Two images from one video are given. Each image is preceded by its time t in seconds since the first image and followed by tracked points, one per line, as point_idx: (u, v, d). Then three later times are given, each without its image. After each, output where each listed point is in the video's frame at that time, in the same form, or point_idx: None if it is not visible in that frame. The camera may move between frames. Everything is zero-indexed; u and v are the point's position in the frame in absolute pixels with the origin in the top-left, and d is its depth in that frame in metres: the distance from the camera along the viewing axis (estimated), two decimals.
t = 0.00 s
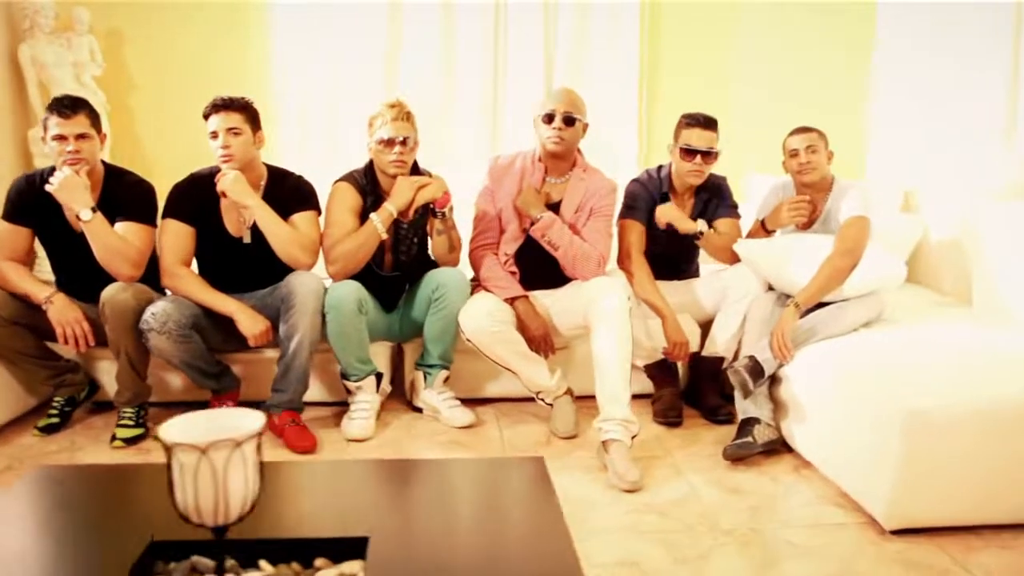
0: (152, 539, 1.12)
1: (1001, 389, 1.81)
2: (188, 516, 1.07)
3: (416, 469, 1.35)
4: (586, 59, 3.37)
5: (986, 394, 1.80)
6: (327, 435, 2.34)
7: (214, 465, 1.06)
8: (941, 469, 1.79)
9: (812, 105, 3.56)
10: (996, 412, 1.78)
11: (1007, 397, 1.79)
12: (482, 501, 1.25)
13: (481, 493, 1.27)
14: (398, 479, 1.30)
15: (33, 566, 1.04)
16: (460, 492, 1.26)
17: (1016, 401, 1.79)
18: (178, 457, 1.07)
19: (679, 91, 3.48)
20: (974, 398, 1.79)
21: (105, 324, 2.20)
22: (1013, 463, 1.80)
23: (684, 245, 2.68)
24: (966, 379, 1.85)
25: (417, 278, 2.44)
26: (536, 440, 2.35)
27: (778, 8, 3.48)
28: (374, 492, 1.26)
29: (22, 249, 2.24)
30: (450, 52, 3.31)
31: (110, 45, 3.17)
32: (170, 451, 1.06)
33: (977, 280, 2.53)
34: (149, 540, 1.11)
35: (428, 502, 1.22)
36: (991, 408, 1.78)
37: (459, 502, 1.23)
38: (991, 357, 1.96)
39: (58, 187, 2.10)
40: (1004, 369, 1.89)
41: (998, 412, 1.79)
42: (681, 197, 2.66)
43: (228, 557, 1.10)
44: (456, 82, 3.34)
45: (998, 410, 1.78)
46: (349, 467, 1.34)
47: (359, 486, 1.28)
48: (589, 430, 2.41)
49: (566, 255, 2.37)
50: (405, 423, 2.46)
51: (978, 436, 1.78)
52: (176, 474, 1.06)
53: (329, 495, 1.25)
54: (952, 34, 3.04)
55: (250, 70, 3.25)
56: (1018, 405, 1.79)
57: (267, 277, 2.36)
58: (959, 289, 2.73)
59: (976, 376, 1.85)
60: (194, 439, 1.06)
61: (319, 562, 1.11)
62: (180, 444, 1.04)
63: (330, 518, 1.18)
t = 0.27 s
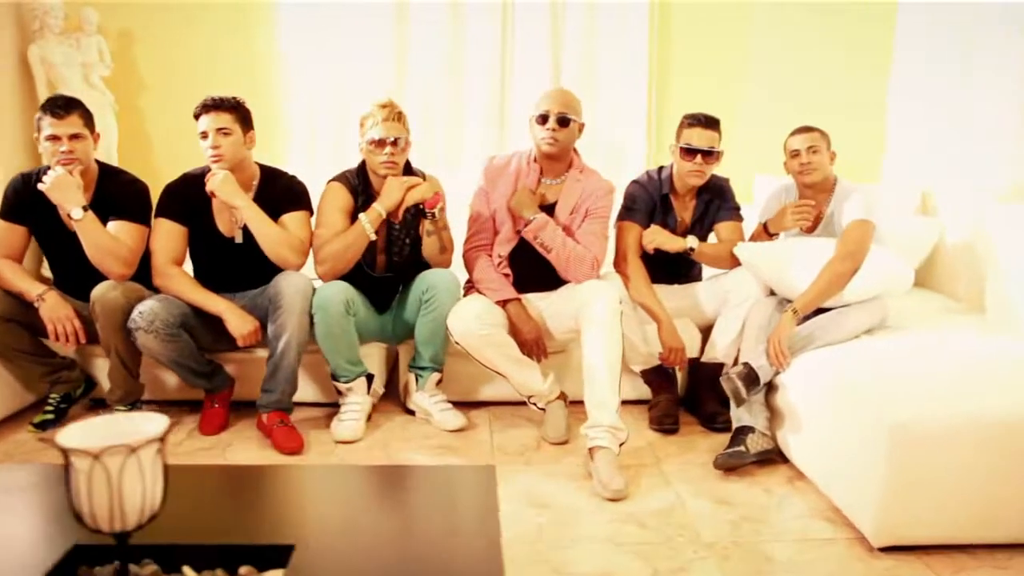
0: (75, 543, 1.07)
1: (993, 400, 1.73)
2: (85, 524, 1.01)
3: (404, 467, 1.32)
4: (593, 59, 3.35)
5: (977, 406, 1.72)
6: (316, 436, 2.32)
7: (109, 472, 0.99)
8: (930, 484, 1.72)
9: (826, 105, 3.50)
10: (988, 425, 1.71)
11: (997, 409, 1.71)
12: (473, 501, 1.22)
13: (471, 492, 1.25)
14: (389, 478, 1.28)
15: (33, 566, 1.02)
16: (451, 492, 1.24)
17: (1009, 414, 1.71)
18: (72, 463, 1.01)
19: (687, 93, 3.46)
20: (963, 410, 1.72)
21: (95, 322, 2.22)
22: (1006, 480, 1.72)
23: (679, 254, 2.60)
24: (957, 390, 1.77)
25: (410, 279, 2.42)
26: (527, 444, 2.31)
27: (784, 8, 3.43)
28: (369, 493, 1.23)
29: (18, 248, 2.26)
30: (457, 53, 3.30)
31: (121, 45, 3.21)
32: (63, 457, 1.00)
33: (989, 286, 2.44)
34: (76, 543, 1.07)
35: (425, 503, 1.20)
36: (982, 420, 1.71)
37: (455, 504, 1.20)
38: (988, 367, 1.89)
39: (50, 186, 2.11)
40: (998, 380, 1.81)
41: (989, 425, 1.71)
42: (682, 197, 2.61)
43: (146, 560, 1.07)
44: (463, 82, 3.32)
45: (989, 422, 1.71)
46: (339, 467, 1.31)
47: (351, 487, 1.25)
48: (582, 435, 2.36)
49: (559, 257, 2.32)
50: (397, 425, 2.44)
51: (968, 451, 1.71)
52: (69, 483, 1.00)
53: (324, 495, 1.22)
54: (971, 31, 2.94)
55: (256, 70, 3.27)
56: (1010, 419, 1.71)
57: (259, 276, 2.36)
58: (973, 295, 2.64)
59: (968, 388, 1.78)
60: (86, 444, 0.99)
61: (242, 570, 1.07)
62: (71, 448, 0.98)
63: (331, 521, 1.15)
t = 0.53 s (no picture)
0: None
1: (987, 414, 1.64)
2: None
3: (398, 471, 1.30)
4: (606, 59, 3.31)
5: (970, 421, 1.63)
6: (309, 435, 2.32)
7: None
8: (920, 501, 1.63)
9: (847, 106, 3.41)
10: (982, 440, 1.61)
11: (990, 424, 1.62)
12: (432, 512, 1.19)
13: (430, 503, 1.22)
14: (372, 482, 1.25)
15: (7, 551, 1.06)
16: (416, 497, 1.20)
17: (1005, 429, 1.61)
18: None
19: (702, 96, 3.43)
20: (954, 424, 1.63)
21: (93, 319, 2.25)
22: (1000, 500, 1.63)
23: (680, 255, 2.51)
24: (951, 403, 1.68)
25: (406, 279, 2.41)
26: (519, 448, 2.27)
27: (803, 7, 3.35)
28: (362, 494, 1.21)
29: (22, 244, 2.31)
30: (469, 53, 3.29)
31: (139, 46, 3.27)
32: None
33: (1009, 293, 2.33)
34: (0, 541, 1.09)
35: (404, 504, 1.17)
36: (974, 435, 1.61)
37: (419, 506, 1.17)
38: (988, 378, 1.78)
39: (48, 184, 2.15)
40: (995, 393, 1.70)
41: (983, 441, 1.61)
42: (687, 198, 2.55)
43: (69, 557, 1.06)
44: (474, 83, 3.31)
45: (982, 438, 1.61)
46: (336, 468, 1.29)
47: (336, 489, 1.22)
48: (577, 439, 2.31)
49: (553, 258, 2.28)
50: (391, 425, 2.43)
51: (960, 467, 1.62)
52: None
53: (321, 497, 1.19)
54: (994, 27, 2.82)
55: (269, 71, 3.31)
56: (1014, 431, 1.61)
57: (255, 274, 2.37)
58: (995, 302, 2.52)
59: (961, 400, 1.69)
60: None
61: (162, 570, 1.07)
62: None
63: (325, 523, 1.13)
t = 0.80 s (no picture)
0: None
1: (992, 425, 1.58)
2: None
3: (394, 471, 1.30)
4: (630, 58, 3.28)
5: (974, 433, 1.57)
6: (315, 432, 2.33)
7: None
8: (920, 515, 1.57)
9: (880, 105, 3.30)
10: (986, 453, 1.55)
11: (994, 438, 1.56)
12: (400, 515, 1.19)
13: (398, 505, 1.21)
14: (351, 481, 1.25)
15: None
16: (385, 496, 1.20)
17: (1012, 441, 1.55)
18: None
19: (728, 94, 3.36)
20: (956, 435, 1.57)
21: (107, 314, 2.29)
22: (1006, 517, 1.56)
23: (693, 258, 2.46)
24: (955, 414, 1.62)
25: (414, 278, 2.41)
26: (523, 450, 2.24)
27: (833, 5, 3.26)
28: (344, 493, 1.21)
29: (42, 241, 2.37)
30: (491, 54, 3.28)
31: (169, 47, 3.35)
32: None
33: None
34: None
35: (378, 503, 1.18)
36: (977, 448, 1.56)
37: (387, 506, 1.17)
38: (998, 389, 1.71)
39: (65, 181, 2.20)
40: (1002, 403, 1.64)
41: (989, 453, 1.55)
42: (703, 199, 2.50)
43: (25, 549, 1.09)
44: (496, 83, 3.30)
45: (987, 450, 1.55)
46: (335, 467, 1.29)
47: (314, 489, 1.22)
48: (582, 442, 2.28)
49: (560, 259, 2.26)
50: (399, 424, 2.43)
51: (962, 481, 1.56)
52: None
53: (302, 495, 1.20)
54: None
55: (294, 71, 3.36)
56: None
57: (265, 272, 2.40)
58: None
59: (965, 410, 1.63)
60: None
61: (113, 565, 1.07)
62: None
63: (305, 522, 1.13)
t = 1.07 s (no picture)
0: None
1: (978, 436, 1.54)
2: None
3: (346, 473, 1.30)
4: (648, 58, 3.24)
5: (961, 443, 1.53)
6: (317, 429, 2.35)
7: None
8: (902, 527, 1.54)
9: (908, 104, 3.20)
10: (972, 466, 1.52)
11: (980, 451, 1.52)
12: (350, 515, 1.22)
13: (351, 503, 1.24)
14: (310, 478, 1.28)
15: None
16: (338, 492, 1.23)
17: (997, 454, 1.52)
18: None
19: (750, 94, 3.29)
20: (943, 446, 1.53)
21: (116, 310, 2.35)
22: (988, 531, 1.53)
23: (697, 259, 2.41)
24: (944, 423, 1.58)
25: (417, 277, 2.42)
26: (521, 451, 2.23)
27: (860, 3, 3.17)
28: (303, 489, 1.24)
29: (57, 238, 2.43)
30: (507, 55, 3.27)
31: (193, 49, 3.42)
32: None
33: None
34: None
35: (326, 503, 1.19)
36: (965, 459, 1.52)
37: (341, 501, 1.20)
38: (997, 399, 1.65)
39: (76, 179, 2.26)
40: (993, 412, 1.60)
41: (974, 466, 1.52)
42: (711, 199, 2.45)
43: None
44: (512, 83, 3.28)
45: (974, 463, 1.52)
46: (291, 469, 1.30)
47: (276, 485, 1.25)
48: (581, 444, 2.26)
49: (559, 260, 2.24)
50: (400, 423, 2.43)
51: (946, 493, 1.53)
52: None
53: (263, 494, 1.23)
54: None
55: (314, 72, 3.39)
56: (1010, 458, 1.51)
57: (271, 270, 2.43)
58: None
59: (953, 419, 1.59)
60: None
61: (61, 557, 1.11)
62: None
63: (264, 518, 1.16)
